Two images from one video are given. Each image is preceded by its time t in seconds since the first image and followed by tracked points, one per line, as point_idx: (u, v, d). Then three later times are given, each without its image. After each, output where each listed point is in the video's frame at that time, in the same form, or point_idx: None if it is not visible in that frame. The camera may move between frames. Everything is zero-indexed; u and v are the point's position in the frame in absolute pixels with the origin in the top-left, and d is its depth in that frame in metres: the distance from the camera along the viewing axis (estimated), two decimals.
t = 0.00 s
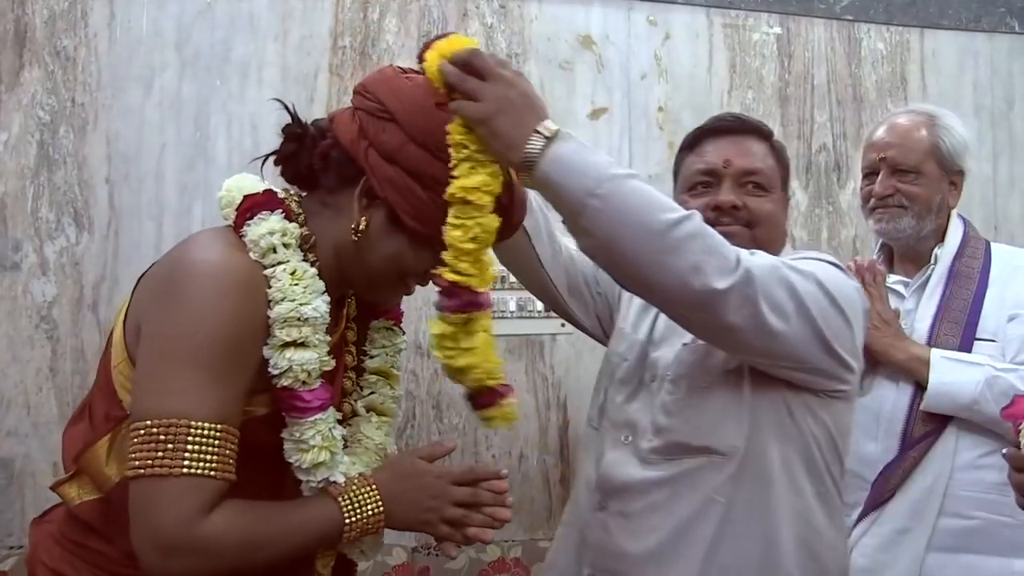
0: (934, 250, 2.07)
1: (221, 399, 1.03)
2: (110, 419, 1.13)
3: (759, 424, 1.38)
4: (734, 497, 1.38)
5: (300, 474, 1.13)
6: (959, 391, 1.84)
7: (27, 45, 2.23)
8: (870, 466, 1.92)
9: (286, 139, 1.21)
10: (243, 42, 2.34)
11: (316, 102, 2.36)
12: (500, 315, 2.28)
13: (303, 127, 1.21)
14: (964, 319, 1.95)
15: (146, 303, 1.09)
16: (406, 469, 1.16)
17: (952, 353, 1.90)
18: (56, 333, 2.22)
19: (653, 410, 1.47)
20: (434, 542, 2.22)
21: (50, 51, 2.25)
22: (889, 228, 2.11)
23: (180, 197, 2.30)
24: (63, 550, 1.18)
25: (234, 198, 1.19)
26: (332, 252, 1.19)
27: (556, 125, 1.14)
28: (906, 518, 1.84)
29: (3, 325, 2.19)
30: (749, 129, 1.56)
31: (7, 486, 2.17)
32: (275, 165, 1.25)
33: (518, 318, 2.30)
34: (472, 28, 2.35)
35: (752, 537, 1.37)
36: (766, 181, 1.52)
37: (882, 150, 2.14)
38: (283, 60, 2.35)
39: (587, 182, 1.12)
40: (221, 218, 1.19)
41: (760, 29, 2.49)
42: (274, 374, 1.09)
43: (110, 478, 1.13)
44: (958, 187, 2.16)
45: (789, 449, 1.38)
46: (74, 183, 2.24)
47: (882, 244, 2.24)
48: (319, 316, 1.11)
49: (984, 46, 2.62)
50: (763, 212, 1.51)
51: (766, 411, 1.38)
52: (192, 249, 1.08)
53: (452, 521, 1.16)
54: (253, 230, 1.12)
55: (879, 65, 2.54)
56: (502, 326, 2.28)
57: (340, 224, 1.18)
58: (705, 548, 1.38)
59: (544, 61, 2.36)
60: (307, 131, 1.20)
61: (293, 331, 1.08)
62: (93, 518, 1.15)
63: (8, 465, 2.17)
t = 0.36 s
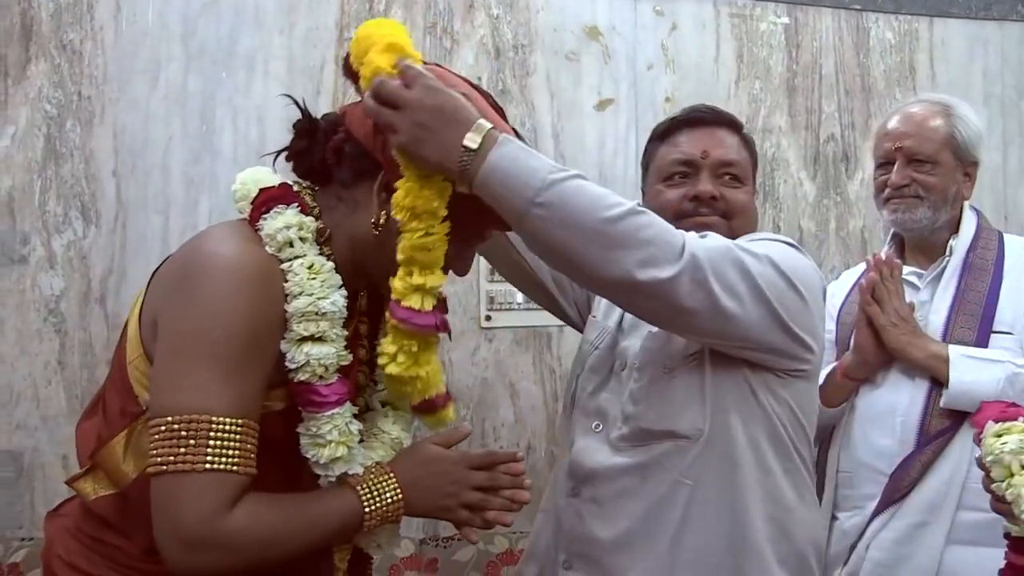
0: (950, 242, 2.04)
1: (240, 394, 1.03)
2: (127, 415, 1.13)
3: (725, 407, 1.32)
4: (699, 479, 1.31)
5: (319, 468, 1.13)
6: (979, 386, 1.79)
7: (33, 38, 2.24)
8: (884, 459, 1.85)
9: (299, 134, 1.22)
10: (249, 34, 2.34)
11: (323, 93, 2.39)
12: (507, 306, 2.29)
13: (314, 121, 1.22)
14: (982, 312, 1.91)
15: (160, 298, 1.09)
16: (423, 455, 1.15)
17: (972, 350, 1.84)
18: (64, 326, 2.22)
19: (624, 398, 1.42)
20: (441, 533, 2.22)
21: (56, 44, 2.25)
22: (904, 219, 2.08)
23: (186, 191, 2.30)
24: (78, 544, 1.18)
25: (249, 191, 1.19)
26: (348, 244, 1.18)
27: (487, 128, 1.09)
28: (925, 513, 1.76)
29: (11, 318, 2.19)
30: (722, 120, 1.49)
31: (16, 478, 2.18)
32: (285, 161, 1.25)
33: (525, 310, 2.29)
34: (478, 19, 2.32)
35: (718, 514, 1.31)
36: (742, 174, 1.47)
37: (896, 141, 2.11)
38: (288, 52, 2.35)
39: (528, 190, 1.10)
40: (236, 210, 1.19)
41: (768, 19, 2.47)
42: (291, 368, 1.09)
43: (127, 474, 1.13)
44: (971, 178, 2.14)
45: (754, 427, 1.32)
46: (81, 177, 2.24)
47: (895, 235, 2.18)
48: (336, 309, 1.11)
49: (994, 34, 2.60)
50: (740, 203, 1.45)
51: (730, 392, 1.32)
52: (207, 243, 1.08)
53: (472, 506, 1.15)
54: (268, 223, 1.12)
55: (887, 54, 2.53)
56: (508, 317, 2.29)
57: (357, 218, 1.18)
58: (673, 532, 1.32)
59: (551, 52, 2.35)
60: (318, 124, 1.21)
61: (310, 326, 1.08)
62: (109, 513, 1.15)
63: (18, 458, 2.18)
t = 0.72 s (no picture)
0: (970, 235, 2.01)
1: (264, 389, 1.03)
2: (149, 411, 1.14)
3: (730, 418, 1.29)
4: (701, 491, 1.29)
5: (341, 465, 1.11)
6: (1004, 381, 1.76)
7: (45, 31, 2.24)
8: (905, 455, 1.84)
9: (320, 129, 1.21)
10: (259, 27, 2.34)
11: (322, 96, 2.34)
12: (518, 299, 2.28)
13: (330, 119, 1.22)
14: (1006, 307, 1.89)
15: (182, 294, 1.09)
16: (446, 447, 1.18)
17: (994, 344, 1.81)
18: (76, 319, 2.23)
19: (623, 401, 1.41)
20: (452, 525, 2.23)
21: (67, 37, 2.25)
22: (927, 215, 2.04)
23: (196, 184, 2.30)
24: (97, 539, 1.18)
25: (271, 185, 1.19)
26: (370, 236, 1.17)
27: (452, 204, 1.11)
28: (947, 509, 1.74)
29: (24, 311, 2.21)
30: (715, 107, 1.47)
31: (30, 469, 2.20)
32: (306, 157, 1.26)
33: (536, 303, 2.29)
34: (489, 11, 2.32)
35: (722, 520, 1.28)
36: (738, 156, 1.43)
37: (921, 135, 2.06)
38: (298, 44, 2.35)
39: (500, 270, 1.13)
40: (258, 204, 1.19)
41: (780, 10, 2.45)
42: (316, 364, 1.08)
43: (148, 470, 1.13)
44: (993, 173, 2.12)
45: (759, 437, 1.30)
46: (92, 170, 2.25)
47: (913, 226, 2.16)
48: (359, 305, 1.10)
49: (1011, 24, 2.57)
50: (738, 185, 1.41)
51: (736, 401, 1.30)
52: (228, 239, 1.08)
53: (493, 497, 1.18)
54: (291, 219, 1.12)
55: (902, 46, 2.50)
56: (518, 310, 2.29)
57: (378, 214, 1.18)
58: (675, 537, 1.30)
59: (562, 44, 2.34)
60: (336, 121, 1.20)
61: (336, 321, 1.08)
62: (131, 508, 1.15)
63: (31, 449, 2.20)
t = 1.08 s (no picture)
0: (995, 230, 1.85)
1: (273, 372, 1.02)
2: (161, 402, 1.14)
3: (738, 417, 1.28)
4: (712, 492, 1.28)
5: (356, 445, 1.10)
6: None
7: (53, 24, 2.24)
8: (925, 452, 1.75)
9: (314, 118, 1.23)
10: (266, 19, 2.33)
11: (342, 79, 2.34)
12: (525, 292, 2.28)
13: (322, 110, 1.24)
14: None
15: (191, 283, 1.09)
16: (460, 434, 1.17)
17: None
18: (84, 312, 2.23)
19: (628, 400, 1.40)
20: (460, 517, 2.23)
21: (75, 29, 2.25)
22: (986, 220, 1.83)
23: (204, 176, 2.30)
24: (113, 531, 1.18)
25: (273, 171, 1.19)
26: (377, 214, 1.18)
27: (446, 222, 1.12)
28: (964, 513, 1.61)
29: (33, 303, 2.21)
30: (715, 95, 1.46)
31: (39, 461, 2.20)
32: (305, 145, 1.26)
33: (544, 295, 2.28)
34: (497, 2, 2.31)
35: (733, 519, 1.28)
36: (739, 141, 1.42)
37: (983, 133, 1.84)
38: (306, 36, 2.34)
39: (491, 285, 1.15)
40: (262, 190, 1.18)
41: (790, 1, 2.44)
42: (327, 345, 1.07)
43: (162, 460, 1.13)
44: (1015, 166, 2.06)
45: (769, 434, 1.29)
46: (100, 162, 2.25)
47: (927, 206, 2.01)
48: (366, 283, 1.09)
49: None
50: (740, 168, 1.38)
51: (742, 397, 1.29)
52: (236, 224, 1.08)
53: (508, 483, 1.17)
54: (293, 202, 1.12)
55: (913, 37, 2.48)
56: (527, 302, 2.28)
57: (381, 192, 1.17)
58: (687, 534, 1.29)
59: (570, 35, 2.33)
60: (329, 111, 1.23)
61: (344, 300, 1.06)
62: (146, 499, 1.15)
63: (40, 441, 2.20)
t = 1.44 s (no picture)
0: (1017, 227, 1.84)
1: (266, 362, 1.02)
2: (161, 397, 1.14)
3: (745, 416, 1.28)
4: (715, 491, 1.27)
5: (354, 431, 1.10)
6: None
7: (56, 20, 2.24)
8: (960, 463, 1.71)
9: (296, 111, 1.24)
10: (269, 14, 2.33)
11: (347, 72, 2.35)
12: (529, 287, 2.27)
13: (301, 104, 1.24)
14: None
15: (185, 275, 1.10)
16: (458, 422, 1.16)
17: None
18: (90, 308, 2.24)
19: (628, 398, 1.38)
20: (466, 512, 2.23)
21: (79, 26, 2.25)
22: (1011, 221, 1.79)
23: (208, 172, 2.30)
24: (120, 527, 1.18)
25: (260, 165, 1.18)
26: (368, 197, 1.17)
27: (452, 247, 1.15)
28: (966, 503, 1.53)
29: (38, 300, 2.22)
30: (700, 100, 1.38)
31: (45, 457, 2.21)
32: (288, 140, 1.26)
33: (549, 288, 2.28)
34: None
35: (736, 515, 1.27)
36: (726, 154, 1.36)
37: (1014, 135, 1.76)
38: (309, 31, 2.34)
39: (500, 301, 1.14)
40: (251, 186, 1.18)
41: None
42: (317, 334, 1.07)
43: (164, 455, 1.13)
44: None
45: (776, 433, 1.28)
46: (104, 158, 2.25)
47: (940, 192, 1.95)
48: (353, 268, 1.09)
49: None
50: (727, 187, 1.34)
51: (750, 397, 1.28)
52: (228, 219, 1.08)
53: (509, 470, 1.16)
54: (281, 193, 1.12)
55: (920, 28, 2.46)
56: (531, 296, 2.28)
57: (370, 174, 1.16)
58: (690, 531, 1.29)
59: (573, 28, 2.32)
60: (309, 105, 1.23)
61: (332, 285, 1.06)
62: (150, 495, 1.15)
63: (46, 437, 2.21)
